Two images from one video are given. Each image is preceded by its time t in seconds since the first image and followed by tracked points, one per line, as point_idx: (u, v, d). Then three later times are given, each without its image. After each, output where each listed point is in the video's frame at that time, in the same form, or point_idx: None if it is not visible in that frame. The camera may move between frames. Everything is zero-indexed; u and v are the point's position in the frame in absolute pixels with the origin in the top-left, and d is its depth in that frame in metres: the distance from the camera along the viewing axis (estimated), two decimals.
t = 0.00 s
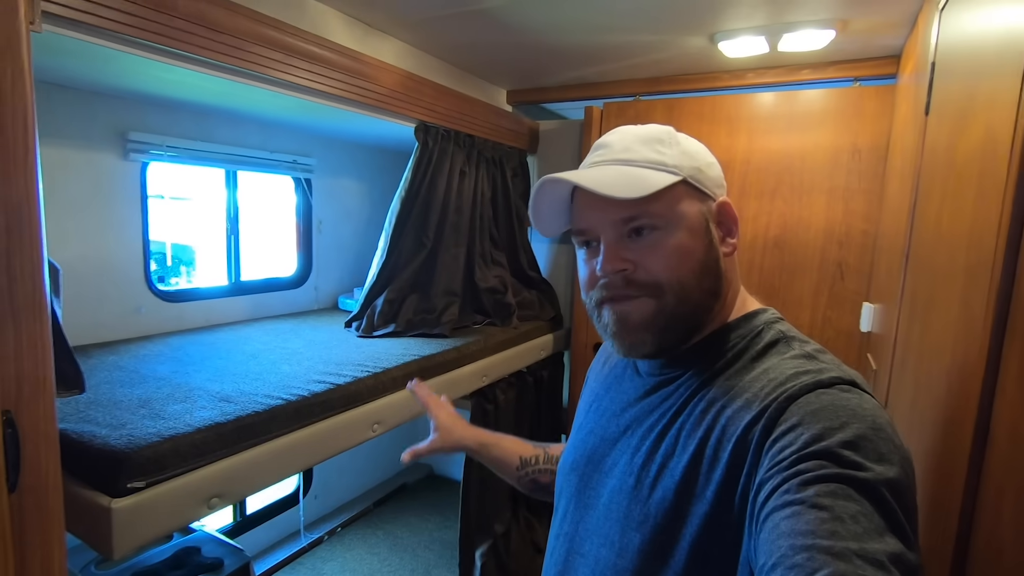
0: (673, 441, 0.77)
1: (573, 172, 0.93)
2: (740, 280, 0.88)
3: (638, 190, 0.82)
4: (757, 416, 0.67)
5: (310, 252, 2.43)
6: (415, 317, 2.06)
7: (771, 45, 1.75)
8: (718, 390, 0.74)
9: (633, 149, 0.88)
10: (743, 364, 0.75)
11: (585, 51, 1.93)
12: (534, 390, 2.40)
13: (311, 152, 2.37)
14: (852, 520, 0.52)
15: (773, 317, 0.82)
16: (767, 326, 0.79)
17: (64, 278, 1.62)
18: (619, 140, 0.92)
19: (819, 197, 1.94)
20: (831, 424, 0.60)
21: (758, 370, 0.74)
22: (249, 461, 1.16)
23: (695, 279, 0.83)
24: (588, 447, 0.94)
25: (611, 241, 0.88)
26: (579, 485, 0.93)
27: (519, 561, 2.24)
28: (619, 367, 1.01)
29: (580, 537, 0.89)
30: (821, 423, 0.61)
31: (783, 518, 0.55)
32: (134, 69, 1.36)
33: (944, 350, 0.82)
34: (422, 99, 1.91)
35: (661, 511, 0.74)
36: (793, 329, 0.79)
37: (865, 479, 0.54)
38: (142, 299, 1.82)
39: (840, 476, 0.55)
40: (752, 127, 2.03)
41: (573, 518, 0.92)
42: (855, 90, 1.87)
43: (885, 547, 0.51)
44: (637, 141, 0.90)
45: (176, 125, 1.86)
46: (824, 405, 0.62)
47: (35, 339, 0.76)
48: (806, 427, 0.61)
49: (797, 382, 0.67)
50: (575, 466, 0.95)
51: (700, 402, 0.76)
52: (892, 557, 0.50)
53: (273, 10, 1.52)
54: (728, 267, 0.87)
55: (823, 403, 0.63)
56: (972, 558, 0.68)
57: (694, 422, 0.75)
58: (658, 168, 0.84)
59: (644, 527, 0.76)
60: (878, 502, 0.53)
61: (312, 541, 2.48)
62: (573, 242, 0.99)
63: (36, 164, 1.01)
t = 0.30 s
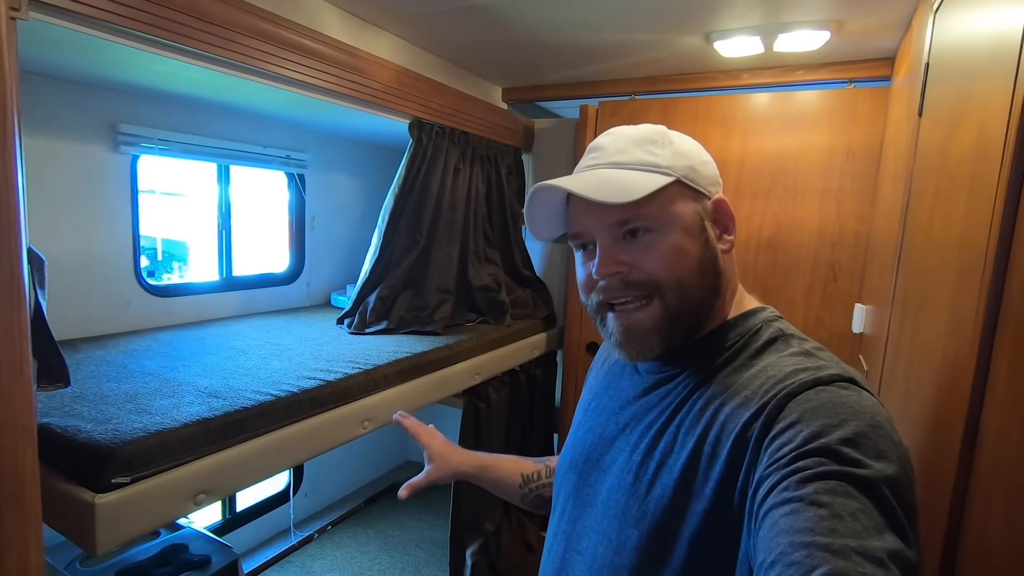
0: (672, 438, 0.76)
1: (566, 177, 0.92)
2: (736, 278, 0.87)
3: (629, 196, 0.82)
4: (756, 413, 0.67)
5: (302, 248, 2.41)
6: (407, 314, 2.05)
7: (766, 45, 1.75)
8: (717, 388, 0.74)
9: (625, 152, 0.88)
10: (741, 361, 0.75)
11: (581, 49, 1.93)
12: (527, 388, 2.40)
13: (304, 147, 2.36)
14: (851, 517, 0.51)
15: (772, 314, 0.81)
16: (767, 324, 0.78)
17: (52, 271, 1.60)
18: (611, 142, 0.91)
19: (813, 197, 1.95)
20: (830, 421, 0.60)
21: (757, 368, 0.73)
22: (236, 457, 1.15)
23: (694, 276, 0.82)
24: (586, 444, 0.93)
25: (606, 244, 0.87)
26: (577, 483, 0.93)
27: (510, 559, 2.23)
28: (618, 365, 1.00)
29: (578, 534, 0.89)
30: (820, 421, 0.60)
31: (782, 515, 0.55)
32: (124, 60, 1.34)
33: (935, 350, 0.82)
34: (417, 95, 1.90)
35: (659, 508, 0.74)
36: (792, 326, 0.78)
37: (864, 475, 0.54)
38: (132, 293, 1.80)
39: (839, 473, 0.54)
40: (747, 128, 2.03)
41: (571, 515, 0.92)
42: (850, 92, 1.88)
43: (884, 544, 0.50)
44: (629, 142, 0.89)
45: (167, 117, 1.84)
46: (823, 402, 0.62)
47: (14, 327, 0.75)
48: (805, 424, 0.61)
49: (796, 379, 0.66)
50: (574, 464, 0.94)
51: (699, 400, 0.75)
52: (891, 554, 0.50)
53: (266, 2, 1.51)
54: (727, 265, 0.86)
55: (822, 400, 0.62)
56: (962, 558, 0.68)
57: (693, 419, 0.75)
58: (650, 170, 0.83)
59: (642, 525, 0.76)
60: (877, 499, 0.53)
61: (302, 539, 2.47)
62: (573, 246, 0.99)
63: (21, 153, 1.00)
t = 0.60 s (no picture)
0: (667, 436, 0.76)
1: (566, 176, 0.92)
2: (732, 276, 0.86)
3: (626, 197, 0.81)
4: (750, 411, 0.66)
5: (297, 248, 2.41)
6: (402, 314, 2.04)
7: (761, 46, 1.75)
8: (711, 386, 0.74)
9: (626, 151, 0.86)
10: (737, 360, 0.74)
11: (576, 50, 1.93)
12: (522, 389, 2.39)
13: (299, 146, 2.35)
14: (845, 515, 0.51)
15: (769, 313, 0.81)
16: (762, 323, 0.78)
17: (43, 270, 1.58)
18: (614, 140, 0.90)
19: (807, 198, 1.95)
20: (824, 418, 0.59)
21: (752, 366, 0.73)
22: (226, 457, 1.14)
23: (688, 279, 0.81)
24: (581, 442, 0.93)
25: (604, 242, 0.87)
26: (573, 481, 0.92)
27: (504, 560, 2.19)
28: (614, 363, 1.00)
29: (573, 532, 0.88)
30: (814, 418, 0.60)
31: (776, 513, 0.55)
32: (117, 57, 1.33)
33: (928, 349, 0.82)
34: (411, 94, 1.90)
35: (653, 507, 0.73)
36: (787, 325, 0.78)
37: (858, 473, 0.53)
38: (123, 292, 1.78)
39: (833, 471, 0.54)
40: (742, 128, 2.03)
41: (566, 513, 0.91)
42: (844, 93, 1.88)
43: (877, 542, 0.50)
44: (631, 141, 0.87)
45: (160, 115, 1.83)
46: (818, 400, 0.61)
47: None
48: (800, 421, 0.60)
49: (791, 377, 0.66)
50: (569, 462, 0.94)
51: (694, 398, 0.75)
52: (885, 552, 0.49)
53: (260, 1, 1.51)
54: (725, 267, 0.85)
55: (817, 398, 0.62)
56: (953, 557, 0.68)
57: (688, 417, 0.74)
58: (650, 170, 0.82)
59: (637, 522, 0.75)
60: (871, 497, 0.52)
61: (295, 541, 2.45)
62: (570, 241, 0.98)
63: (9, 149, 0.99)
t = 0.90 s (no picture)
0: (664, 438, 0.76)
1: (568, 174, 0.92)
2: (728, 279, 0.87)
3: (626, 196, 0.81)
4: (747, 413, 0.67)
5: (294, 250, 2.41)
6: (399, 317, 2.04)
7: (757, 50, 1.76)
8: (708, 388, 0.74)
9: (627, 151, 0.86)
10: (734, 362, 0.75)
11: (573, 53, 1.93)
12: (519, 391, 2.39)
13: (297, 149, 2.36)
14: (840, 517, 0.51)
15: (767, 316, 0.81)
16: (760, 325, 0.78)
17: (40, 272, 1.58)
18: (615, 140, 0.90)
19: (803, 202, 1.96)
20: (820, 421, 0.59)
21: (750, 368, 0.73)
22: (223, 459, 1.14)
23: (686, 280, 0.81)
24: (579, 444, 0.93)
25: (602, 241, 0.87)
26: (569, 482, 0.92)
27: (501, 564, 2.24)
28: (611, 366, 1.00)
29: (569, 533, 0.89)
30: (811, 420, 0.60)
31: (772, 515, 0.55)
32: (115, 59, 1.33)
33: (921, 351, 0.82)
34: (409, 97, 1.90)
35: (650, 508, 0.73)
36: (784, 328, 0.78)
37: (854, 475, 0.54)
38: (120, 294, 1.78)
39: (829, 473, 0.54)
40: (739, 132, 2.04)
41: (563, 514, 0.92)
42: (840, 97, 1.89)
43: (873, 544, 0.50)
44: (633, 141, 0.87)
45: (158, 118, 1.83)
46: (814, 402, 0.62)
47: None
48: (796, 423, 0.61)
49: (788, 380, 0.66)
50: (566, 463, 0.94)
51: (691, 399, 0.75)
52: (880, 554, 0.49)
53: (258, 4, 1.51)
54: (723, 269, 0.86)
55: (813, 400, 0.62)
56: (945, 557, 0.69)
57: (685, 418, 0.74)
58: (651, 171, 0.82)
59: (633, 523, 0.75)
60: (867, 498, 0.53)
61: (292, 543, 2.45)
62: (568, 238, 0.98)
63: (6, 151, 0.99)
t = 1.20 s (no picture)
0: (664, 439, 0.77)
1: (567, 178, 0.93)
2: (727, 281, 0.87)
3: (625, 199, 0.82)
4: (747, 414, 0.67)
5: (294, 253, 2.41)
6: (398, 319, 2.05)
7: (754, 54, 1.77)
8: (708, 389, 0.75)
9: (626, 154, 0.87)
10: (734, 364, 0.76)
11: (572, 57, 1.95)
12: (518, 394, 2.40)
13: (296, 152, 2.36)
14: (840, 518, 0.52)
15: (767, 318, 0.82)
16: (760, 327, 0.79)
17: (40, 275, 1.58)
18: (614, 144, 0.91)
19: (800, 205, 1.97)
20: (820, 422, 0.60)
21: (750, 369, 0.74)
22: (223, 462, 1.14)
23: (687, 281, 0.82)
24: (578, 445, 0.94)
25: (602, 244, 0.88)
26: (568, 483, 0.93)
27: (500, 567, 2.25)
28: (610, 367, 1.01)
29: (567, 534, 0.89)
30: (811, 422, 0.61)
31: (772, 516, 0.55)
32: (116, 63, 1.34)
33: (917, 353, 0.83)
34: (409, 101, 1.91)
35: (649, 509, 0.74)
36: (784, 330, 0.79)
37: (854, 477, 0.54)
38: (120, 297, 1.78)
39: (828, 474, 0.55)
40: (736, 136, 2.05)
41: (561, 515, 0.92)
42: (836, 101, 1.91)
43: (872, 545, 0.51)
44: (631, 145, 0.88)
45: (158, 121, 1.83)
46: (814, 404, 0.62)
47: None
48: (796, 425, 0.61)
49: (788, 382, 0.67)
50: (564, 464, 0.95)
51: (691, 401, 0.76)
52: (879, 555, 0.50)
53: (258, 9, 1.52)
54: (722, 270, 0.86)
55: (813, 402, 0.63)
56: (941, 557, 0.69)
57: (685, 419, 0.75)
58: (649, 174, 0.83)
59: (632, 524, 0.76)
60: (867, 499, 0.53)
61: (291, 547, 2.44)
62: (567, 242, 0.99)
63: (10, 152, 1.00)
